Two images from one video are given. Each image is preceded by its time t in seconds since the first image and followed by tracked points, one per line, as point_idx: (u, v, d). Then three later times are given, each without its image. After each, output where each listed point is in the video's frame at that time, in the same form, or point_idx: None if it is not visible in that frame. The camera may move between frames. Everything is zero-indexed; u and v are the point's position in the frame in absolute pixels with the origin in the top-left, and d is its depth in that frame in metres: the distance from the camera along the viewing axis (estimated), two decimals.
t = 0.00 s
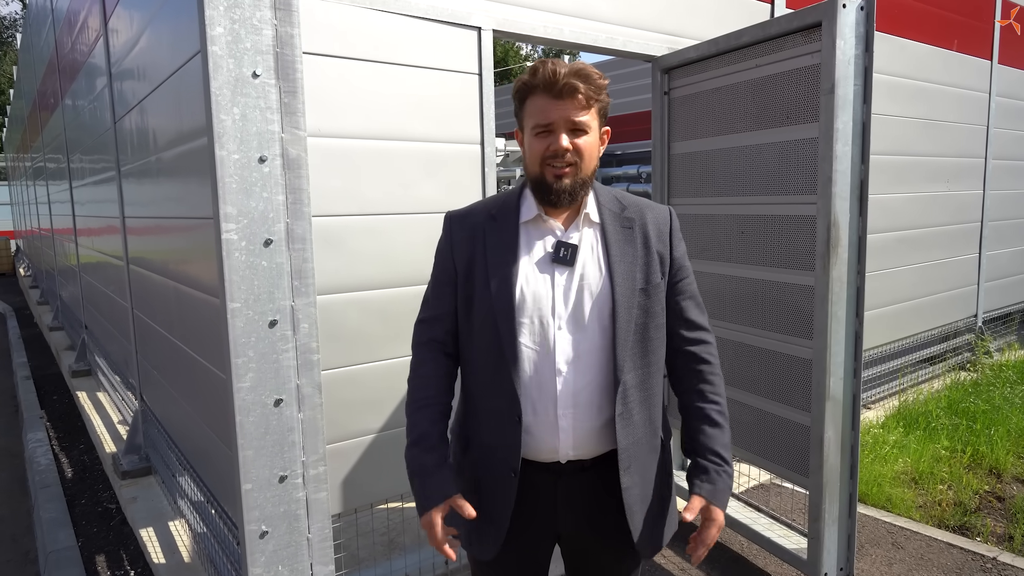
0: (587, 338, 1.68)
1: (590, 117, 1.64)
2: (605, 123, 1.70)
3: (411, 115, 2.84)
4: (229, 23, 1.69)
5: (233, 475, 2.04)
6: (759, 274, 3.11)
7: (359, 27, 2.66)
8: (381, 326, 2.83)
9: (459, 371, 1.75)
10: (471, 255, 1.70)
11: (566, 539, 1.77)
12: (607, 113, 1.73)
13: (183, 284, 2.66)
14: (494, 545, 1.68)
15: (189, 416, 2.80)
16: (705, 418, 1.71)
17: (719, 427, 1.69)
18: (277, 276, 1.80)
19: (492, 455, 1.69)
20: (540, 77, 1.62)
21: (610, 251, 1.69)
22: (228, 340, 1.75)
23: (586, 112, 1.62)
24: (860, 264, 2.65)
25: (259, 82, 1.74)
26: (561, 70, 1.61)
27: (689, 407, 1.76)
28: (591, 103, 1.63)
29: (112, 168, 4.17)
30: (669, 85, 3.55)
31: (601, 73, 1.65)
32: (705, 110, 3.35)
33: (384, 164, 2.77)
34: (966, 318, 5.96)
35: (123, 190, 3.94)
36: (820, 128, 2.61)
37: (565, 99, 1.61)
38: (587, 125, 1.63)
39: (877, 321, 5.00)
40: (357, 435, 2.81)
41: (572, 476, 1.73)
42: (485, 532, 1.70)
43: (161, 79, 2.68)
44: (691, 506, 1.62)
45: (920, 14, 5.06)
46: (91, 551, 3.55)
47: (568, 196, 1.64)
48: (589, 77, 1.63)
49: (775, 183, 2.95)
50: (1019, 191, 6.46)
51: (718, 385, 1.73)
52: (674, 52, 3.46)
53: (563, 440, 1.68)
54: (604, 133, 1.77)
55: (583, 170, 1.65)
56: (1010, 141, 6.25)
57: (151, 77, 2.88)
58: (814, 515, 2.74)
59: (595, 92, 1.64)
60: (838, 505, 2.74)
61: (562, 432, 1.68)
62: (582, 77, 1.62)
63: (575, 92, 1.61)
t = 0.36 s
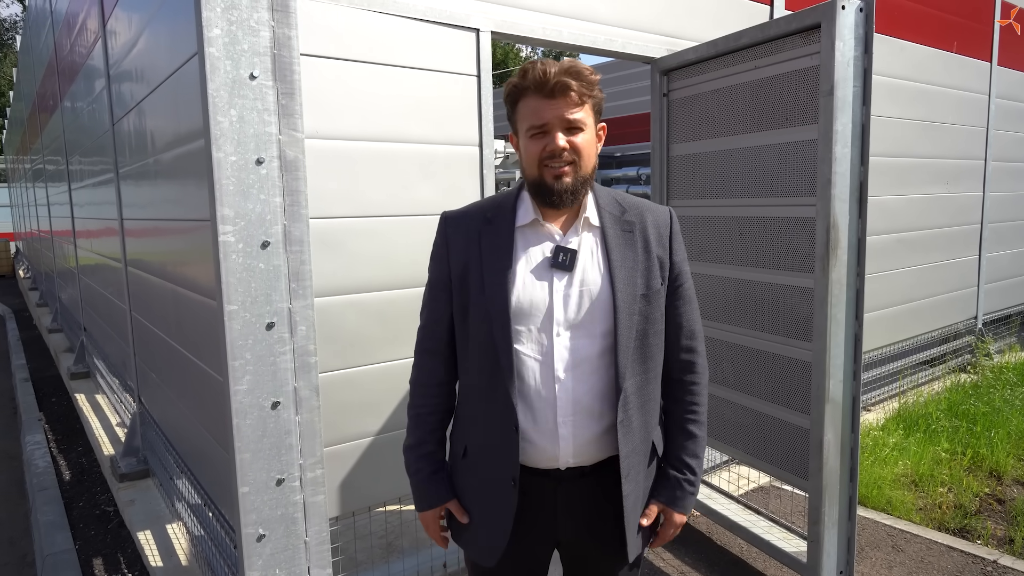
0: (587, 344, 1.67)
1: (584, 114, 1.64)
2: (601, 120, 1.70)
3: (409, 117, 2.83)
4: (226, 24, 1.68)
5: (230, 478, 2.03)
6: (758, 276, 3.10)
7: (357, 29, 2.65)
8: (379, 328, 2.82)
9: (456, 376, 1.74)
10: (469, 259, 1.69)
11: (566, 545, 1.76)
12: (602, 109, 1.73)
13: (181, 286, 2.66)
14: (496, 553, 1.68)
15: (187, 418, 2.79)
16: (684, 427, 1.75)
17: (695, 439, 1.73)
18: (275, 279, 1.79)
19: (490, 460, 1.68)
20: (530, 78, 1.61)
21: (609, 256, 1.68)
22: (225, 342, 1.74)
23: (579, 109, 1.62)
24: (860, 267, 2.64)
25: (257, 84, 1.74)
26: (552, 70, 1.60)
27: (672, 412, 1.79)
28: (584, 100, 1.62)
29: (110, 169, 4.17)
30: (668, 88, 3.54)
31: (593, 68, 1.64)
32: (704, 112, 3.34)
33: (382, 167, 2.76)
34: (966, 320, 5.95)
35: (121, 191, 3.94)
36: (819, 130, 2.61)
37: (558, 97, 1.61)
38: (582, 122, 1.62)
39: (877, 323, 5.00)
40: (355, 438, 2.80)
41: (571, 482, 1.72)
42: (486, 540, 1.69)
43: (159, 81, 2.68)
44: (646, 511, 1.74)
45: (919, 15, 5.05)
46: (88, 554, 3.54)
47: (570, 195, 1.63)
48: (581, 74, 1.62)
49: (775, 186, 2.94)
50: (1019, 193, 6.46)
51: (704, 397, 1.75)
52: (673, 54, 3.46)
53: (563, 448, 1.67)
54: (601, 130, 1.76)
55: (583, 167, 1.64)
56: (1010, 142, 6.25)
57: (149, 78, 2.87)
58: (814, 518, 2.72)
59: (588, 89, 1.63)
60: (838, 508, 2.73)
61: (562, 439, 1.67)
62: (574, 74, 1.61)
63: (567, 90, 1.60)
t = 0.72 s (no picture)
0: (578, 338, 1.66)
1: (579, 109, 1.63)
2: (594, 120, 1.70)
3: (407, 117, 2.82)
4: (222, 23, 1.67)
5: (226, 479, 2.02)
6: (755, 275, 3.09)
7: (354, 28, 2.65)
8: (376, 329, 2.81)
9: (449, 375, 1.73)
10: (460, 254, 1.68)
11: (561, 548, 1.76)
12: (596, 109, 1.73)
13: (178, 286, 2.65)
14: (503, 549, 1.67)
15: (184, 419, 2.77)
16: (685, 424, 1.73)
17: (699, 438, 1.70)
18: (271, 279, 1.78)
19: (486, 462, 1.67)
20: (529, 70, 1.61)
21: (599, 247, 1.67)
22: (221, 343, 1.73)
23: (574, 105, 1.62)
24: (857, 265, 2.63)
25: (252, 83, 1.72)
26: (551, 64, 1.60)
27: (673, 410, 1.78)
28: (580, 96, 1.62)
29: (107, 169, 4.16)
30: (666, 87, 3.54)
31: (590, 68, 1.65)
32: (702, 111, 3.34)
33: (379, 166, 2.76)
34: (966, 320, 5.94)
35: (118, 191, 3.93)
36: (818, 129, 2.59)
37: (556, 90, 1.60)
38: (577, 117, 1.62)
39: (876, 323, 4.99)
40: (352, 438, 2.79)
41: (565, 484, 1.72)
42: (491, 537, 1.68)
43: (156, 81, 2.67)
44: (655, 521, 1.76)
45: (918, 15, 5.05)
46: (85, 555, 3.53)
47: (561, 186, 1.62)
48: (579, 71, 1.62)
49: (773, 185, 2.93)
50: (1018, 192, 6.45)
51: (706, 393, 1.73)
52: (671, 53, 3.45)
53: (556, 444, 1.67)
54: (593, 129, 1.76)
55: (574, 161, 1.63)
56: (1009, 142, 6.24)
57: (146, 78, 2.86)
58: (813, 518, 2.72)
59: (585, 87, 1.63)
60: (837, 509, 2.72)
61: (555, 435, 1.66)
62: (572, 69, 1.61)
63: (564, 84, 1.60)
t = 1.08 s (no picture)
0: (578, 337, 1.66)
1: (575, 108, 1.63)
2: (589, 117, 1.69)
3: (405, 116, 2.82)
4: (220, 21, 1.66)
5: (225, 480, 2.01)
6: (756, 275, 3.09)
7: (353, 26, 2.64)
8: (375, 328, 2.81)
9: (447, 374, 1.72)
10: (458, 253, 1.67)
11: (559, 548, 1.75)
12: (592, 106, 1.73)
13: (176, 284, 2.64)
14: (500, 549, 1.66)
15: (182, 418, 2.77)
16: (680, 423, 1.74)
17: (694, 437, 1.71)
18: (269, 278, 1.78)
19: (483, 460, 1.66)
20: (524, 71, 1.61)
21: (600, 246, 1.67)
22: (220, 342, 1.72)
23: (570, 103, 1.61)
24: (858, 265, 2.63)
25: (251, 82, 1.72)
26: (545, 64, 1.60)
27: (668, 410, 1.78)
28: (576, 94, 1.62)
29: (106, 168, 4.15)
30: (666, 86, 3.53)
31: (584, 65, 1.64)
32: (701, 110, 3.33)
33: (378, 165, 2.75)
34: (965, 319, 5.94)
35: (117, 190, 3.93)
36: (818, 128, 2.59)
37: (550, 89, 1.60)
38: (573, 116, 1.62)
39: (875, 322, 4.98)
40: (351, 438, 2.78)
41: (563, 484, 1.71)
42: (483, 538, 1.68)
43: (155, 79, 2.66)
44: (647, 518, 1.76)
45: (919, 14, 5.04)
46: (84, 555, 3.53)
47: (559, 185, 1.61)
48: (573, 69, 1.62)
49: (773, 184, 2.92)
50: (1018, 191, 6.44)
51: (700, 393, 1.74)
52: (670, 52, 3.44)
53: (555, 443, 1.66)
54: (590, 126, 1.75)
55: (572, 159, 1.63)
56: (1009, 141, 6.24)
57: (144, 76, 2.86)
58: (813, 518, 2.71)
59: (580, 84, 1.63)
60: (837, 508, 2.72)
61: (554, 434, 1.66)
62: (565, 67, 1.61)
63: (560, 83, 1.60)
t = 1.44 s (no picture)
0: (576, 341, 1.66)
1: (567, 111, 1.62)
2: (583, 117, 1.68)
3: (404, 118, 2.82)
4: (219, 25, 1.66)
5: (224, 482, 2.01)
6: (755, 278, 3.09)
7: (352, 29, 2.64)
8: (374, 331, 2.81)
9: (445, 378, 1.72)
10: (455, 256, 1.67)
11: (556, 551, 1.75)
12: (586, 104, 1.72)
13: (175, 287, 2.65)
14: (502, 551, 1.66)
15: (181, 420, 2.77)
16: (680, 427, 1.74)
17: (694, 440, 1.71)
18: (268, 281, 1.78)
19: (480, 464, 1.66)
20: (512, 77, 1.60)
21: (598, 250, 1.67)
22: (219, 345, 1.73)
23: (561, 108, 1.60)
24: (857, 268, 2.63)
25: (250, 85, 1.72)
26: (532, 69, 1.58)
27: (668, 413, 1.78)
28: (565, 97, 1.61)
29: (106, 170, 4.16)
30: (664, 89, 3.54)
31: (574, 65, 1.62)
32: (700, 113, 3.34)
33: (377, 168, 2.75)
34: (965, 322, 5.94)
35: (117, 192, 3.93)
36: (817, 131, 2.59)
37: (539, 95, 1.59)
38: (564, 119, 1.61)
39: (874, 325, 4.99)
40: (350, 441, 2.78)
41: (560, 487, 1.71)
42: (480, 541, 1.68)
43: (154, 82, 2.66)
44: (650, 521, 1.78)
45: (917, 17, 5.05)
46: (82, 558, 3.53)
47: (552, 190, 1.63)
48: (562, 71, 1.60)
49: (771, 187, 2.93)
50: (1017, 194, 6.45)
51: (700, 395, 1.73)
52: (669, 55, 3.45)
53: (552, 446, 1.66)
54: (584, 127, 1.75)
55: (565, 164, 1.63)
56: (1007, 144, 6.25)
57: (144, 79, 2.86)
58: (812, 521, 2.71)
59: (570, 87, 1.62)
60: (836, 511, 2.72)
61: (551, 438, 1.66)
62: (555, 71, 1.60)
63: (548, 88, 1.59)
